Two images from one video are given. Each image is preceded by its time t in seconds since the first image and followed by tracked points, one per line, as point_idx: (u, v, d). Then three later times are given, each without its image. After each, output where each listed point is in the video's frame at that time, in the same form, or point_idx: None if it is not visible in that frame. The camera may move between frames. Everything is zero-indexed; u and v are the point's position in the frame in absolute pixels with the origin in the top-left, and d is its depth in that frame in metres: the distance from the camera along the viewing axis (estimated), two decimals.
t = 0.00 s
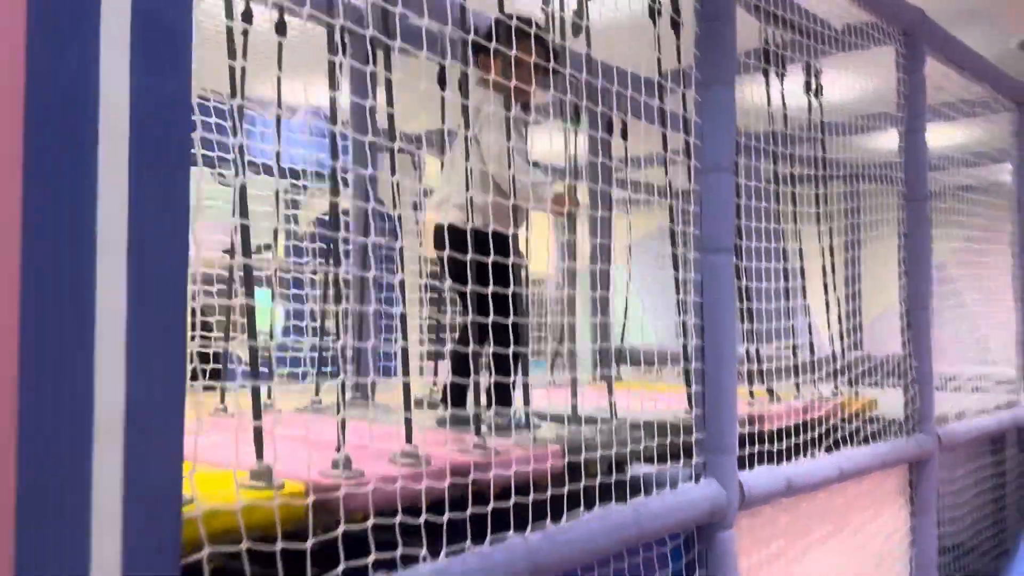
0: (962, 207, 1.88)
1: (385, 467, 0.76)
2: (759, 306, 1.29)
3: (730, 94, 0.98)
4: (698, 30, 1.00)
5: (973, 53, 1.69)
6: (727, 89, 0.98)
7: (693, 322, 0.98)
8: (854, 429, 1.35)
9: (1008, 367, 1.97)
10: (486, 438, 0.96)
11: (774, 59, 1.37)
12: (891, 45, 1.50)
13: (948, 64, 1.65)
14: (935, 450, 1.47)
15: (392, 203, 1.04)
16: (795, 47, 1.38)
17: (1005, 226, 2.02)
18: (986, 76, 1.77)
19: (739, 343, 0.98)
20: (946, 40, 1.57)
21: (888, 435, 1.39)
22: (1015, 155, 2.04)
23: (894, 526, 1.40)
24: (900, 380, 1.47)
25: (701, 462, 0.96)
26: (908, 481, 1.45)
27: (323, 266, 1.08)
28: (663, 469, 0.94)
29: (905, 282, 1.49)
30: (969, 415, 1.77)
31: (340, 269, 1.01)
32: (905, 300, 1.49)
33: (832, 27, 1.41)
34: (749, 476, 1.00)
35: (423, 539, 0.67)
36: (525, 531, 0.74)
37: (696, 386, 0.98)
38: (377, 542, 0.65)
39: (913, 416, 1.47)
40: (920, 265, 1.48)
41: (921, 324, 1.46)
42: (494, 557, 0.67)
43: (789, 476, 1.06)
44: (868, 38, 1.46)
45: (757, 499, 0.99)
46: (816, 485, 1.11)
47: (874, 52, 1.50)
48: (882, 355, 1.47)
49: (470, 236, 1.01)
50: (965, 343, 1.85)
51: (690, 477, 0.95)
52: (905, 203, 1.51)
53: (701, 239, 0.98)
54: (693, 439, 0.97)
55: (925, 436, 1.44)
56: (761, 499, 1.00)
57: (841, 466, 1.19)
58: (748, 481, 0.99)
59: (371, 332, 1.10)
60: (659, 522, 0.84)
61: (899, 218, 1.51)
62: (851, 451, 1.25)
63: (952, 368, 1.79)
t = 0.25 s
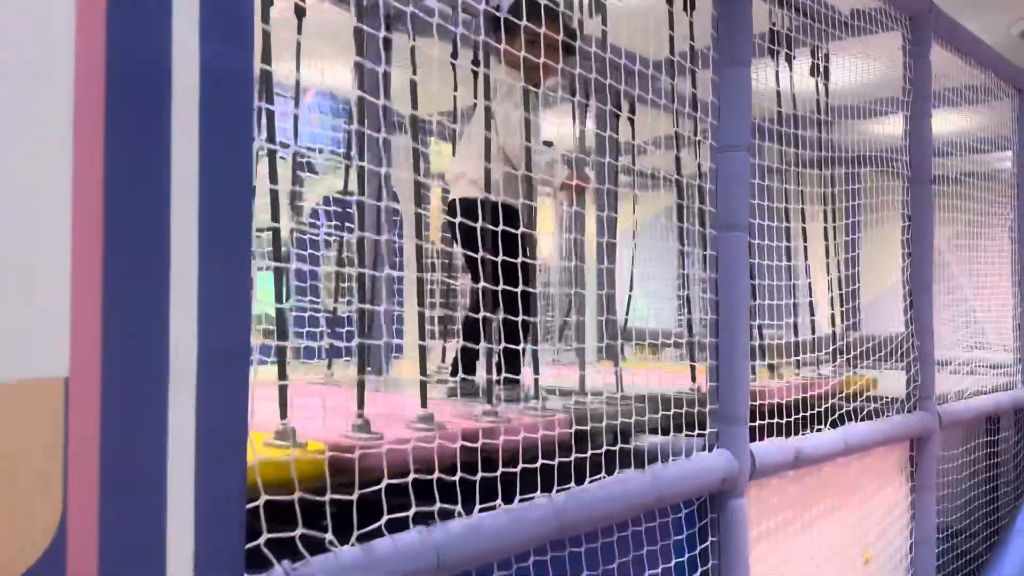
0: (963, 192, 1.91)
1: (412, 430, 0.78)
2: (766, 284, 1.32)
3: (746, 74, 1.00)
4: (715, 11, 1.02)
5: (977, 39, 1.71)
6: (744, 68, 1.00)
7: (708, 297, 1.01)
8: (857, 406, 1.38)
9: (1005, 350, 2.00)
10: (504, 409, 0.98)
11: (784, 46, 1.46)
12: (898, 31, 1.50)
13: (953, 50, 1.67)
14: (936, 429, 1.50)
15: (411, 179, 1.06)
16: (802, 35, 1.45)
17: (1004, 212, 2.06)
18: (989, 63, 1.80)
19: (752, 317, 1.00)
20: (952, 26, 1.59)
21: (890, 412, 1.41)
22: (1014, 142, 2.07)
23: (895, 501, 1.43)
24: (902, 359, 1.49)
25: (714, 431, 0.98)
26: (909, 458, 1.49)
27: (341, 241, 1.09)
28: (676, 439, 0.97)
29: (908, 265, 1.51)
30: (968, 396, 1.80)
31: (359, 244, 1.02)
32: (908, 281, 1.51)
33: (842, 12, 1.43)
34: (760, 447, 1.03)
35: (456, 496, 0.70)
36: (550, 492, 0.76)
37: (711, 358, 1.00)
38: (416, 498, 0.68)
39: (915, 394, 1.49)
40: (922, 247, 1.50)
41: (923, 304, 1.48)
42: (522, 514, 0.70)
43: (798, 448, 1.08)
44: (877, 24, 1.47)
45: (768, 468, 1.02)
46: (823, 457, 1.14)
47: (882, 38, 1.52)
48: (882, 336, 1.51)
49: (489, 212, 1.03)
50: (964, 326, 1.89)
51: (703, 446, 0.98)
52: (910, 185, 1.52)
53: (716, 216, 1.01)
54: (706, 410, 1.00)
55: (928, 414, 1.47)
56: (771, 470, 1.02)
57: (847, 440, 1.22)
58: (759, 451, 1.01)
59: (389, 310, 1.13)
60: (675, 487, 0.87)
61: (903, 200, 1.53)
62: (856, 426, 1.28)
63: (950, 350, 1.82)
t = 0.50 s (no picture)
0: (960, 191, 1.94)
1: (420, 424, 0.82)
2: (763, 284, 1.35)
3: (744, 81, 1.03)
4: (715, 19, 1.05)
5: (974, 42, 1.74)
6: (744, 76, 1.03)
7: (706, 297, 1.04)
8: (850, 402, 1.41)
9: (999, 347, 2.04)
10: (508, 404, 1.02)
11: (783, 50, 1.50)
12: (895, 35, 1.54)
13: (950, 54, 1.70)
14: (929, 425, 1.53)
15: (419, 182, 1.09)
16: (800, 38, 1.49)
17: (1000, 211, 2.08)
18: (986, 65, 1.82)
19: (748, 317, 1.03)
20: (948, 30, 1.62)
21: (882, 408, 1.45)
22: (1011, 142, 2.09)
23: (888, 495, 1.46)
24: (896, 357, 1.52)
25: (711, 427, 1.02)
26: (902, 453, 1.52)
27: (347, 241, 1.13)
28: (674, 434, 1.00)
29: (904, 263, 1.54)
30: (962, 393, 1.83)
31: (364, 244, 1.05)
32: (903, 280, 1.53)
33: (840, 16, 1.46)
34: (755, 443, 1.06)
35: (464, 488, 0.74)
36: (554, 485, 0.80)
37: (708, 356, 1.03)
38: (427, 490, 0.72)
39: (909, 391, 1.52)
40: (917, 246, 1.52)
41: (917, 302, 1.51)
42: (528, 506, 0.73)
43: (793, 443, 1.12)
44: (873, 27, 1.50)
45: (763, 463, 1.05)
46: (816, 452, 1.18)
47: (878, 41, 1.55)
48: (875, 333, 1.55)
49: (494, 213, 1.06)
50: (959, 324, 1.92)
51: (700, 440, 1.01)
52: (906, 186, 1.54)
53: (715, 219, 1.04)
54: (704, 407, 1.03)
55: (920, 411, 1.50)
56: (766, 464, 1.06)
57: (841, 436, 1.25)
58: (755, 447, 1.05)
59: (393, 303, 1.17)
60: (673, 480, 0.91)
61: (899, 201, 1.55)
62: (850, 421, 1.31)
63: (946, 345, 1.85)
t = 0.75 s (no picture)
0: (962, 195, 1.96)
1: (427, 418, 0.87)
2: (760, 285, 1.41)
3: (740, 94, 1.08)
4: (714, 33, 1.09)
5: (973, 47, 1.77)
6: (738, 89, 1.07)
7: (702, 299, 1.09)
8: (844, 400, 1.46)
9: (999, 347, 2.07)
10: (511, 401, 1.07)
11: (783, 54, 1.59)
12: (893, 43, 1.57)
13: (950, 59, 1.74)
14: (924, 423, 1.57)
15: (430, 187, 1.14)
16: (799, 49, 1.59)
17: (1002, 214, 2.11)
18: (987, 70, 1.85)
19: (742, 319, 1.08)
20: (948, 38, 1.65)
21: (877, 408, 1.49)
22: (1014, 145, 2.12)
23: (881, 490, 1.51)
24: (893, 357, 1.57)
25: (705, 423, 1.07)
26: (898, 450, 1.56)
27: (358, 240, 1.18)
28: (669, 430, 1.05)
29: (901, 266, 1.57)
30: (961, 392, 1.87)
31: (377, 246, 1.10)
32: (900, 284, 1.57)
33: (838, 24, 1.50)
34: (749, 438, 1.11)
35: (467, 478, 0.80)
36: (552, 476, 0.86)
37: (703, 355, 1.09)
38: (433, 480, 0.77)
39: (904, 390, 1.56)
40: (913, 250, 1.56)
41: (913, 306, 1.55)
42: (528, 494, 0.79)
43: (786, 440, 1.17)
44: (870, 36, 1.54)
45: (756, 458, 1.10)
46: (809, 449, 1.22)
47: (877, 48, 1.60)
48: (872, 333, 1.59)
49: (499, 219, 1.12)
50: (959, 324, 1.96)
51: (694, 436, 1.06)
52: (904, 190, 1.58)
53: (711, 225, 1.09)
54: (699, 404, 1.09)
55: (915, 410, 1.54)
56: (758, 460, 1.11)
57: (834, 433, 1.30)
58: (748, 443, 1.09)
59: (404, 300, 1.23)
60: (666, 472, 0.96)
61: (899, 205, 1.59)
62: (843, 419, 1.36)
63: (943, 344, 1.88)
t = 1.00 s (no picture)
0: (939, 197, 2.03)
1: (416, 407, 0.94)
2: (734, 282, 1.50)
3: (711, 107, 1.15)
4: (688, 51, 1.16)
5: (951, 55, 1.83)
6: (709, 102, 1.15)
7: (676, 299, 1.17)
8: (818, 394, 1.53)
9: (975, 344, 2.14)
10: (494, 391, 1.14)
11: (761, 65, 1.66)
12: (869, 53, 1.65)
13: (927, 68, 1.80)
14: (897, 418, 1.64)
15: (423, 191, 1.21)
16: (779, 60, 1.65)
17: (979, 216, 2.18)
18: (965, 77, 1.92)
19: (714, 317, 1.15)
20: (924, 48, 1.72)
21: (850, 403, 1.56)
22: (991, 149, 2.19)
23: (854, 481, 1.58)
24: (867, 354, 1.64)
25: (678, 416, 1.14)
26: (872, 443, 1.63)
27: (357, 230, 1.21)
28: (644, 422, 1.12)
29: (877, 267, 1.65)
30: (936, 387, 1.94)
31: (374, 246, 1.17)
32: (875, 283, 1.64)
33: (817, 34, 1.57)
34: (720, 430, 1.18)
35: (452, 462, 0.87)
36: (531, 463, 0.93)
37: (677, 352, 1.16)
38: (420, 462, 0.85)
39: (878, 386, 1.63)
40: (887, 251, 1.63)
41: (887, 306, 1.62)
42: (508, 480, 0.86)
43: (756, 431, 1.24)
44: (848, 45, 1.61)
45: (726, 448, 1.17)
46: (780, 440, 1.29)
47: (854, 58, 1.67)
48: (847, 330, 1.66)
49: (486, 222, 1.19)
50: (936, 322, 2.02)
51: (668, 427, 1.14)
52: (879, 193, 1.65)
53: (684, 229, 1.16)
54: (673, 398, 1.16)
55: (888, 405, 1.61)
56: (729, 450, 1.18)
57: (806, 426, 1.37)
58: (719, 434, 1.16)
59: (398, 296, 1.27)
60: (639, 460, 1.03)
61: (874, 209, 1.66)
62: (815, 413, 1.43)
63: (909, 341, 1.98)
